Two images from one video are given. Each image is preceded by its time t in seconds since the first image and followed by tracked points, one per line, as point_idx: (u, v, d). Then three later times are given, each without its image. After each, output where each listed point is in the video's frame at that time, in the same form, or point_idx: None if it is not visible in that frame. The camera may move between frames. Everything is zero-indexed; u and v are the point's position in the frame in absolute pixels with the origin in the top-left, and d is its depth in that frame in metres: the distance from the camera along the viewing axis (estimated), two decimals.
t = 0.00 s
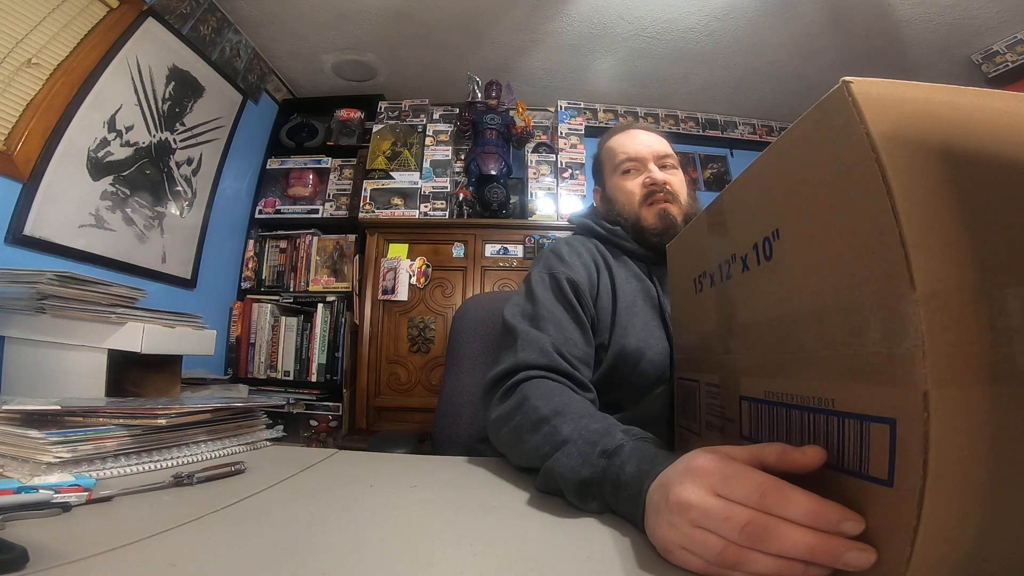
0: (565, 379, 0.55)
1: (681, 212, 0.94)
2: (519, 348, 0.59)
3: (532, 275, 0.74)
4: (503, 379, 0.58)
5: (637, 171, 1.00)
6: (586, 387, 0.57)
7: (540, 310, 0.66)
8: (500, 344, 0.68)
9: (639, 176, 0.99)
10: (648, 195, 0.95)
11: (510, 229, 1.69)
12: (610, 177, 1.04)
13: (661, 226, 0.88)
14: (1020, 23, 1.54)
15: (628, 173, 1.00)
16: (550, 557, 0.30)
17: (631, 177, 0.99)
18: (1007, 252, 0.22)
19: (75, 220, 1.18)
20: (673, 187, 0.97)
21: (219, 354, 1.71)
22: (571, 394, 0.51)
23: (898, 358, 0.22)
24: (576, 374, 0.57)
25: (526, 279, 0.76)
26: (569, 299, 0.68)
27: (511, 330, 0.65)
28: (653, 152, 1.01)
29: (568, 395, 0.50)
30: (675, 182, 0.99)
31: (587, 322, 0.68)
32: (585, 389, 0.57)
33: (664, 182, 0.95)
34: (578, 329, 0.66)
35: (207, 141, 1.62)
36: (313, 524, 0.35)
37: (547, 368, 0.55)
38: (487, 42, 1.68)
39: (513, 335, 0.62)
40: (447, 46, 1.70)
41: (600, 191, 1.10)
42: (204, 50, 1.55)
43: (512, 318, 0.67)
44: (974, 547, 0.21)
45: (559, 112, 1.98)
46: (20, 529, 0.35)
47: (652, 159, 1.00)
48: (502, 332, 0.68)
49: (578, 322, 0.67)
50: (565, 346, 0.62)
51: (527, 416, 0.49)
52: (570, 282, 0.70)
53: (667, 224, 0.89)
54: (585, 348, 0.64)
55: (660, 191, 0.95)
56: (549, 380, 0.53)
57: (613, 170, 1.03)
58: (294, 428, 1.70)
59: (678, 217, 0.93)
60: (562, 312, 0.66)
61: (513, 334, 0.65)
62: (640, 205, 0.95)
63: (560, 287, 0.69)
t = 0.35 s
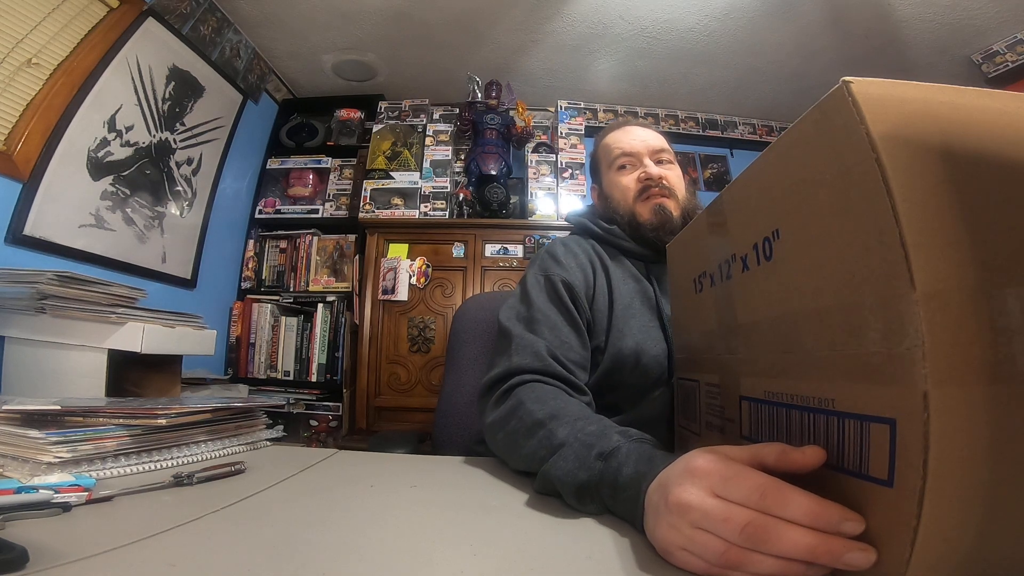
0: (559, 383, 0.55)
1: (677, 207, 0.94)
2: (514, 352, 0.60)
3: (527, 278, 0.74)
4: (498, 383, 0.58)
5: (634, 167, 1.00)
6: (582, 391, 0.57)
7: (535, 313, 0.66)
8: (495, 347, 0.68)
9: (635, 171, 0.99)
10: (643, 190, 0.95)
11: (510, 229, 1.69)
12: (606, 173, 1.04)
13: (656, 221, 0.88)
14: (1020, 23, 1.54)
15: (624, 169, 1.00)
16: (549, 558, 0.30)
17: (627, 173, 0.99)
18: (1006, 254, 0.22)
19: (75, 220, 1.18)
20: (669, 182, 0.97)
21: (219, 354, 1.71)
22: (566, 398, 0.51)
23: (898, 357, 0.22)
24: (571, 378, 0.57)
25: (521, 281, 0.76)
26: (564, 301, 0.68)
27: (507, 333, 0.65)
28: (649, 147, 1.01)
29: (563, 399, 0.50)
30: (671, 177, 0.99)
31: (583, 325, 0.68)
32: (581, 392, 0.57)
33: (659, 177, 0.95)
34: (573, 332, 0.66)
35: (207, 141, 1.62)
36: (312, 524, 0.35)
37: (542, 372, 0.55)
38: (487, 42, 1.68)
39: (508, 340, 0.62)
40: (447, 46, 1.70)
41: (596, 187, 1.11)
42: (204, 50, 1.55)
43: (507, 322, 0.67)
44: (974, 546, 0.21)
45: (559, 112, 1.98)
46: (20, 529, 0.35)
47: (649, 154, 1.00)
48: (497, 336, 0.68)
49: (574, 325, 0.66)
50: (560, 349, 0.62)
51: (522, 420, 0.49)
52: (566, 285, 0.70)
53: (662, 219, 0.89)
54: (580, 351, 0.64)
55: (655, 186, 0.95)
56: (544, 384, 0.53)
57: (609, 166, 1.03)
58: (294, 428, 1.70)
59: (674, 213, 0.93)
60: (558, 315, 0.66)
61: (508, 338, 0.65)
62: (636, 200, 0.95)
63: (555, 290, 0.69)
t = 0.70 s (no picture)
0: (558, 384, 0.55)
1: (677, 207, 0.94)
2: (513, 353, 0.60)
3: (526, 279, 0.74)
4: (497, 384, 0.58)
5: (632, 166, 1.00)
6: (581, 392, 0.57)
7: (533, 314, 0.66)
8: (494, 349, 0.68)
9: (634, 172, 0.99)
10: (642, 190, 0.95)
11: (510, 229, 1.69)
12: (605, 173, 1.04)
13: (655, 221, 0.88)
14: (1020, 23, 1.54)
15: (623, 168, 1.00)
16: (549, 558, 0.30)
17: (626, 173, 0.99)
18: (1006, 254, 0.22)
19: (75, 220, 1.18)
20: (667, 182, 0.98)
21: (219, 354, 1.71)
22: (565, 399, 0.51)
23: (897, 357, 0.22)
24: (570, 379, 0.57)
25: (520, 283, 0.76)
26: (562, 302, 0.68)
27: (505, 335, 0.65)
28: (648, 147, 1.01)
29: (562, 400, 0.50)
30: (670, 177, 0.99)
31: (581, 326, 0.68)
32: (579, 393, 0.57)
33: (658, 177, 0.96)
34: (571, 333, 0.66)
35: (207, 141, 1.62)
36: (312, 524, 0.35)
37: (540, 373, 0.55)
38: (487, 42, 1.68)
39: (506, 341, 0.62)
40: (447, 46, 1.70)
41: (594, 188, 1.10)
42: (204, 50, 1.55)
43: (506, 323, 0.67)
44: (974, 546, 0.21)
45: (559, 112, 1.98)
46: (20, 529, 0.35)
47: (647, 155, 1.00)
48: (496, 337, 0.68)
49: (572, 326, 0.66)
50: (558, 351, 0.62)
51: (521, 421, 0.49)
52: (563, 286, 0.70)
53: (661, 219, 0.89)
54: (579, 352, 0.64)
55: (654, 186, 0.95)
56: (543, 385, 0.53)
57: (608, 166, 1.03)
58: (294, 428, 1.70)
59: (673, 213, 0.93)
60: (556, 316, 0.66)
61: (507, 340, 0.65)
62: (634, 200, 0.95)
63: (553, 291, 0.69)
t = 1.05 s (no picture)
0: (557, 384, 0.55)
1: (672, 207, 0.94)
2: (512, 354, 0.59)
3: (523, 280, 0.74)
4: (496, 385, 0.58)
5: (628, 166, 1.00)
6: (579, 391, 0.57)
7: (531, 315, 0.66)
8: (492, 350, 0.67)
9: (631, 171, 0.99)
10: (638, 189, 0.95)
11: (510, 229, 1.69)
12: (601, 173, 1.03)
13: (651, 220, 0.88)
14: (1021, 23, 1.54)
15: (619, 168, 1.00)
16: (550, 557, 0.30)
17: (621, 172, 0.99)
18: (1005, 253, 0.22)
19: (75, 220, 1.18)
20: (663, 182, 0.98)
21: (219, 354, 1.71)
22: (564, 399, 0.51)
23: (897, 357, 0.22)
24: (569, 380, 0.57)
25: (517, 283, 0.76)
26: (560, 303, 0.68)
27: (503, 336, 0.65)
28: (644, 147, 1.01)
29: (562, 401, 0.50)
30: (666, 178, 0.99)
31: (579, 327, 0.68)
32: (578, 392, 0.57)
33: (654, 177, 0.96)
34: (569, 334, 0.66)
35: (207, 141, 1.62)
36: (312, 524, 0.35)
37: (539, 374, 0.55)
38: (487, 42, 1.68)
39: (505, 342, 0.61)
40: (447, 46, 1.70)
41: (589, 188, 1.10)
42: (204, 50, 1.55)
43: (503, 324, 0.67)
44: (974, 546, 0.21)
45: (560, 112, 1.98)
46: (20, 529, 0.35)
47: (644, 155, 1.00)
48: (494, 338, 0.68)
49: (570, 326, 0.66)
50: (557, 350, 0.61)
51: (521, 422, 0.49)
52: (561, 286, 0.69)
53: (657, 218, 0.88)
54: (577, 352, 0.64)
55: (650, 185, 0.95)
56: (542, 386, 0.53)
57: (604, 165, 1.03)
58: (294, 428, 1.70)
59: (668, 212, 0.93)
60: (554, 316, 0.66)
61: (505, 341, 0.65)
62: (630, 199, 0.95)
63: (551, 292, 0.69)
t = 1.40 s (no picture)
0: (549, 384, 0.55)
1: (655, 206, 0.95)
2: (500, 357, 0.60)
3: (503, 285, 0.74)
4: (488, 390, 0.58)
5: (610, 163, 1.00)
6: (572, 389, 0.57)
7: (515, 318, 0.66)
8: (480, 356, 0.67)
9: (615, 168, 1.00)
10: (623, 186, 0.96)
11: (510, 229, 1.69)
12: (584, 168, 1.03)
13: (635, 217, 0.88)
14: (1020, 23, 1.54)
15: (603, 165, 1.00)
16: (550, 557, 0.30)
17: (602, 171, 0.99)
18: (1005, 253, 0.22)
19: (75, 219, 1.18)
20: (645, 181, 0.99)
21: (219, 355, 1.71)
22: (557, 398, 0.51)
23: (896, 357, 0.22)
24: (561, 379, 0.57)
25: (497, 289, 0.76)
26: (543, 304, 0.68)
27: (489, 341, 0.65)
28: (627, 147, 1.03)
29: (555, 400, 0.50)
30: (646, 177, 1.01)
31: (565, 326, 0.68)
32: (571, 391, 0.57)
33: (639, 175, 0.97)
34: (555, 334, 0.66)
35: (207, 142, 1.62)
36: (312, 524, 0.35)
37: (531, 374, 0.55)
38: (487, 42, 1.68)
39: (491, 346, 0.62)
40: (447, 46, 1.70)
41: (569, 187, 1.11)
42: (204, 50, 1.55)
43: (488, 329, 0.67)
44: (974, 546, 0.21)
45: (560, 112, 1.98)
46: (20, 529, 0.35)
47: (627, 154, 1.02)
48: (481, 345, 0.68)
49: (556, 327, 0.67)
50: (546, 351, 0.62)
51: (516, 425, 0.49)
52: (542, 288, 0.70)
53: (642, 215, 0.89)
54: (565, 351, 0.64)
55: (635, 182, 0.96)
56: (535, 386, 0.53)
57: (588, 161, 1.03)
58: (294, 428, 1.70)
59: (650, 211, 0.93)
60: (538, 318, 0.66)
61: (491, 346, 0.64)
62: (615, 195, 0.95)
63: (533, 294, 0.69)
